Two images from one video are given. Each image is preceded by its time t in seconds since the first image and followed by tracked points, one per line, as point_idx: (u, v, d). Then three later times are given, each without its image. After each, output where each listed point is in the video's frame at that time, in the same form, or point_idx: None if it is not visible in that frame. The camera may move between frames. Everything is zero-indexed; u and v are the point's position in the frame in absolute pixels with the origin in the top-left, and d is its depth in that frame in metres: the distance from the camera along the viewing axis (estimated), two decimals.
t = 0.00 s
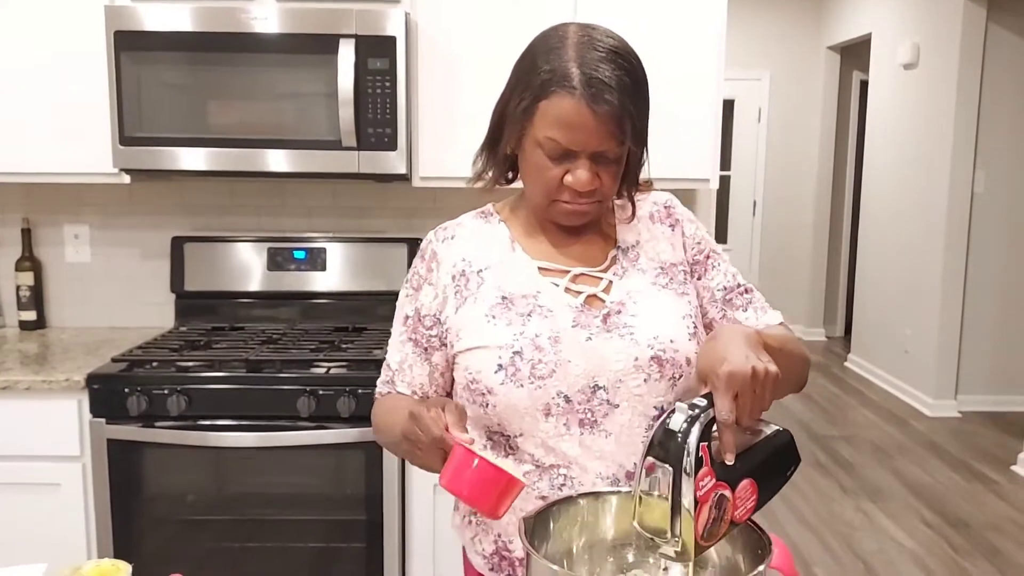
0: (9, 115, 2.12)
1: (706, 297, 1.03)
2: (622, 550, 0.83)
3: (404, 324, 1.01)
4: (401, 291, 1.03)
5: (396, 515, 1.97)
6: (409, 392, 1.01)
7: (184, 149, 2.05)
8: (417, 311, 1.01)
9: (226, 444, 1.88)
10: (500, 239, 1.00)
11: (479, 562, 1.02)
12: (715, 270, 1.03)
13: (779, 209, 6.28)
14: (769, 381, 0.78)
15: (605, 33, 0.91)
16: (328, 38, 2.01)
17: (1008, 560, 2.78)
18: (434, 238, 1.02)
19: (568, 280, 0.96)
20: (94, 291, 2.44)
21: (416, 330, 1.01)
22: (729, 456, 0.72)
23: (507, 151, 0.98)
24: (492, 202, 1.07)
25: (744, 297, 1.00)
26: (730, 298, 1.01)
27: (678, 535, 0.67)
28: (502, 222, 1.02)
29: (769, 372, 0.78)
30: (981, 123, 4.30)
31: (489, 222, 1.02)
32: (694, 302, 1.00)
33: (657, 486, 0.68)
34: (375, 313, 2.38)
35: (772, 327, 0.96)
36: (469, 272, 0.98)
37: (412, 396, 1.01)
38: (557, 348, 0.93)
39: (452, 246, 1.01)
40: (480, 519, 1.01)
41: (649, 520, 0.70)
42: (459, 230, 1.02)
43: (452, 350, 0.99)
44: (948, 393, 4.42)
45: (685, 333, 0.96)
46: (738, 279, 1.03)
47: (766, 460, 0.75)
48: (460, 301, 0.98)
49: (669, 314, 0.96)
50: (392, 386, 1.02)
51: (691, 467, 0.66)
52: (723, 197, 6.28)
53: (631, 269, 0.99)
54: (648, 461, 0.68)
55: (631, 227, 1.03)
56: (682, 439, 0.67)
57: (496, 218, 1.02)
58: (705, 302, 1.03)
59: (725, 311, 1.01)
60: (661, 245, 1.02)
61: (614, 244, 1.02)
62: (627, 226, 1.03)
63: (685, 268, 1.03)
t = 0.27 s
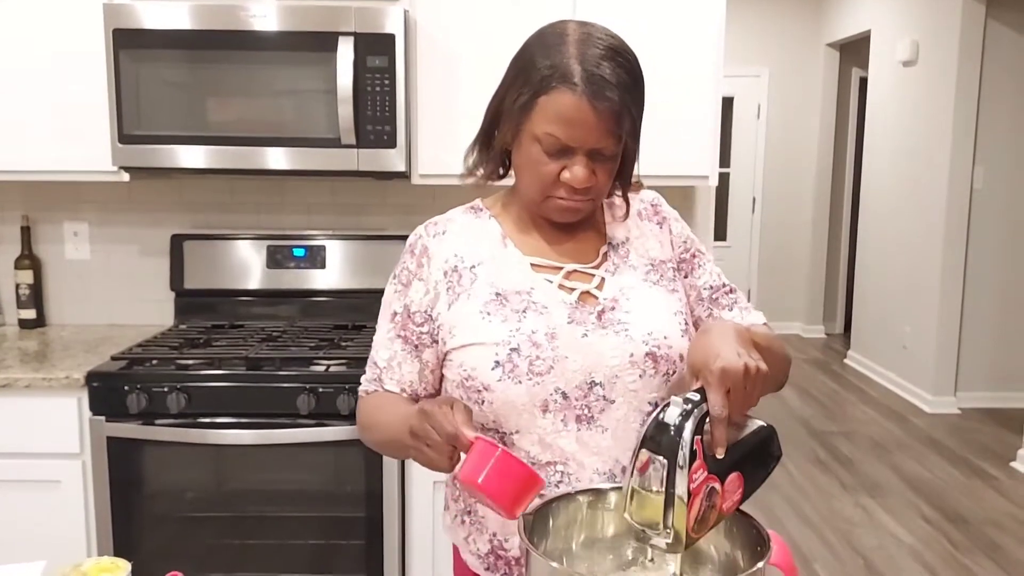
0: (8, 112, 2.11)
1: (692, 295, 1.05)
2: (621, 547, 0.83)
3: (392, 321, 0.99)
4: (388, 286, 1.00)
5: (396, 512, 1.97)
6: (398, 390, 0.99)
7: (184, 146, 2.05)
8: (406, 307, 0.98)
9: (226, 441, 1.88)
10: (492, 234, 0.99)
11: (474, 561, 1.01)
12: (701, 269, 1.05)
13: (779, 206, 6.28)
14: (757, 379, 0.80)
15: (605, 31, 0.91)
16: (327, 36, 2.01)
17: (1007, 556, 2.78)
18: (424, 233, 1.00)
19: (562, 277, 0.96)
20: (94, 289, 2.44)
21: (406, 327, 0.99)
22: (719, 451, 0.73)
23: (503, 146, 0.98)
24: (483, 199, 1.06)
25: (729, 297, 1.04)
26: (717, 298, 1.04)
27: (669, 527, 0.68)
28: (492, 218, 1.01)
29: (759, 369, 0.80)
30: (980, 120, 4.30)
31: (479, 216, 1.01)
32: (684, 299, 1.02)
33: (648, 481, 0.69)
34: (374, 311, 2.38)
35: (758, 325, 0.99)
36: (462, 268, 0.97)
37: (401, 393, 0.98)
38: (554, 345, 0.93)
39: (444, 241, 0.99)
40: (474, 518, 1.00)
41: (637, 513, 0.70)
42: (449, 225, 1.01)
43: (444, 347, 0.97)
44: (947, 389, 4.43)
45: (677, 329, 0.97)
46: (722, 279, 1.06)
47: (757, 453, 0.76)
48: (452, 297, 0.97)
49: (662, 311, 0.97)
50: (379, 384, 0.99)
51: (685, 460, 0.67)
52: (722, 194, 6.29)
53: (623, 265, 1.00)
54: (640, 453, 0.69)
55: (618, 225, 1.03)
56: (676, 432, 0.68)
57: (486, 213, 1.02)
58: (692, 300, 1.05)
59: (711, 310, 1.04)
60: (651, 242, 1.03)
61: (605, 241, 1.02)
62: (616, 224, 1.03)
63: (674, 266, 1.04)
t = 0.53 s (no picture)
0: (8, 112, 2.11)
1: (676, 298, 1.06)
2: (614, 548, 0.84)
3: (384, 320, 0.97)
4: (380, 284, 0.98)
5: (396, 511, 1.98)
6: (390, 390, 0.97)
7: (184, 146, 2.05)
8: (400, 306, 0.97)
9: (227, 440, 1.88)
10: (487, 234, 0.99)
11: (469, 562, 1.00)
12: (687, 272, 1.07)
13: (779, 203, 6.28)
14: (756, 375, 0.83)
15: (609, 31, 0.91)
16: (327, 35, 2.01)
17: (1008, 554, 2.78)
18: (419, 232, 0.99)
19: (558, 278, 0.97)
20: (94, 288, 2.44)
21: (399, 326, 0.97)
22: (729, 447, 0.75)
23: (499, 140, 0.97)
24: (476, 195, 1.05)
25: (712, 302, 1.07)
26: (700, 302, 1.06)
27: (685, 528, 0.69)
28: (485, 216, 1.01)
29: (758, 367, 0.83)
30: (980, 118, 4.30)
31: (472, 215, 1.01)
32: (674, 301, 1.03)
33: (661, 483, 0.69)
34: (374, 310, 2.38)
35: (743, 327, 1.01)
36: (457, 267, 0.97)
37: (395, 394, 0.97)
38: (552, 345, 0.93)
39: (438, 240, 0.98)
40: (470, 519, 1.00)
41: (650, 514, 0.71)
42: (443, 224, 1.00)
43: (439, 347, 0.96)
44: (947, 387, 4.43)
45: (671, 330, 0.98)
46: (705, 283, 1.08)
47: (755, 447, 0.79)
48: (448, 296, 0.96)
49: (657, 311, 0.98)
50: (369, 385, 0.97)
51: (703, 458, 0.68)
52: (722, 192, 6.29)
53: (617, 266, 1.00)
54: (655, 456, 0.69)
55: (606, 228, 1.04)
56: (691, 434, 0.69)
57: (479, 211, 1.01)
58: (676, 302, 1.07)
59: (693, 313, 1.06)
60: (642, 242, 1.04)
61: (597, 241, 1.03)
62: (605, 226, 1.04)
63: (663, 266, 1.05)
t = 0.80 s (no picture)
0: (5, 107, 2.11)
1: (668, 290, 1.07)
2: (606, 542, 0.84)
3: (383, 315, 0.97)
4: (378, 280, 0.98)
5: (395, 505, 1.98)
6: (390, 386, 0.97)
7: (182, 141, 2.05)
8: (399, 301, 0.97)
9: (225, 435, 1.88)
10: (486, 228, 0.98)
11: (468, 556, 1.00)
12: (680, 264, 1.07)
13: (779, 197, 6.26)
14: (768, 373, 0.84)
15: (614, 25, 0.91)
16: (325, 29, 2.01)
17: (1007, 548, 2.79)
18: (417, 226, 0.99)
19: (556, 273, 0.97)
20: (93, 284, 2.44)
21: (399, 321, 0.97)
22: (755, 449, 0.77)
23: (501, 133, 0.97)
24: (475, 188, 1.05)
25: (703, 294, 1.07)
26: (691, 293, 1.07)
27: (712, 534, 0.72)
28: (483, 210, 1.00)
29: (770, 364, 0.83)
30: (980, 112, 4.29)
31: (471, 209, 1.00)
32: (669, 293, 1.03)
33: (688, 491, 0.72)
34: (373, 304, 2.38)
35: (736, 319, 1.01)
36: (456, 262, 0.96)
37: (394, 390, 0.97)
38: (552, 339, 0.93)
39: (438, 234, 0.98)
40: (469, 513, 1.00)
41: (672, 522, 0.73)
42: (441, 218, 1.00)
43: (438, 342, 0.96)
44: (947, 381, 4.43)
45: (667, 323, 0.98)
46: (697, 275, 1.08)
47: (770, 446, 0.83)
48: (447, 291, 0.96)
49: (653, 304, 0.98)
50: (370, 382, 0.97)
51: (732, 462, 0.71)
52: (722, 186, 6.28)
53: (615, 260, 1.00)
54: (683, 463, 0.72)
55: (603, 222, 1.04)
56: (720, 439, 0.72)
57: (477, 205, 1.01)
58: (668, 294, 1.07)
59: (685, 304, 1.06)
60: (638, 235, 1.04)
61: (595, 235, 1.03)
62: (602, 219, 1.04)
63: (658, 259, 1.05)
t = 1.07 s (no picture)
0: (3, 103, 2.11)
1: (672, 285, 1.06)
2: (607, 535, 0.84)
3: (387, 311, 0.97)
4: (383, 276, 0.98)
5: (394, 502, 1.98)
6: (395, 382, 0.97)
7: (180, 137, 2.05)
8: (402, 297, 0.97)
9: (225, 432, 1.88)
10: (488, 223, 0.98)
11: (470, 551, 1.00)
12: (684, 258, 1.06)
13: (778, 193, 6.26)
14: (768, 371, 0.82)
15: (620, 20, 0.91)
16: (323, 25, 2.00)
17: (1005, 543, 2.79)
18: (421, 222, 0.99)
19: (557, 268, 0.96)
20: (91, 280, 2.44)
21: (402, 317, 0.97)
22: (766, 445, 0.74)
23: (504, 126, 0.97)
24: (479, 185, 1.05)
25: (708, 288, 1.05)
26: (695, 288, 1.05)
27: (717, 536, 0.71)
28: (486, 206, 1.01)
29: (770, 362, 0.82)
30: (978, 108, 4.29)
31: (474, 205, 1.01)
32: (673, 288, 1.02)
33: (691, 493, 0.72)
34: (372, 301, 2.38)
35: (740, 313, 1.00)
36: (459, 257, 0.96)
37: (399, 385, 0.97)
38: (552, 334, 0.93)
39: (441, 230, 0.98)
40: (471, 508, 1.00)
41: (675, 527, 0.73)
42: (445, 214, 1.00)
43: (440, 337, 0.96)
44: (946, 376, 4.44)
45: (670, 318, 0.98)
46: (702, 270, 1.07)
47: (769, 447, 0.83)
48: (449, 286, 0.96)
49: (656, 299, 0.97)
50: (376, 379, 0.97)
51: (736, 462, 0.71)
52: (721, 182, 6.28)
53: (617, 255, 1.00)
54: (686, 465, 0.72)
55: (608, 216, 1.04)
56: (725, 440, 0.72)
57: (481, 201, 1.01)
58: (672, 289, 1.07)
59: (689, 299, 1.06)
60: (641, 231, 1.03)
61: (598, 231, 1.02)
62: (606, 214, 1.04)
63: (662, 253, 1.04)
